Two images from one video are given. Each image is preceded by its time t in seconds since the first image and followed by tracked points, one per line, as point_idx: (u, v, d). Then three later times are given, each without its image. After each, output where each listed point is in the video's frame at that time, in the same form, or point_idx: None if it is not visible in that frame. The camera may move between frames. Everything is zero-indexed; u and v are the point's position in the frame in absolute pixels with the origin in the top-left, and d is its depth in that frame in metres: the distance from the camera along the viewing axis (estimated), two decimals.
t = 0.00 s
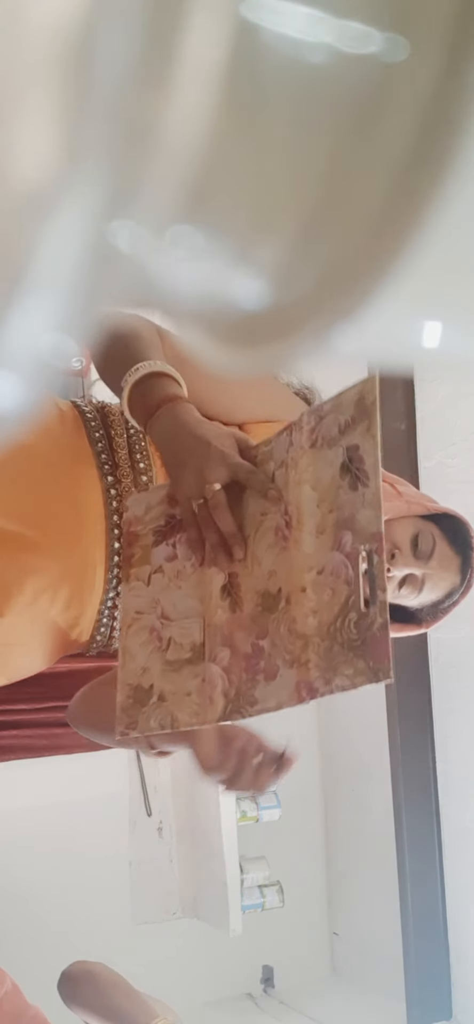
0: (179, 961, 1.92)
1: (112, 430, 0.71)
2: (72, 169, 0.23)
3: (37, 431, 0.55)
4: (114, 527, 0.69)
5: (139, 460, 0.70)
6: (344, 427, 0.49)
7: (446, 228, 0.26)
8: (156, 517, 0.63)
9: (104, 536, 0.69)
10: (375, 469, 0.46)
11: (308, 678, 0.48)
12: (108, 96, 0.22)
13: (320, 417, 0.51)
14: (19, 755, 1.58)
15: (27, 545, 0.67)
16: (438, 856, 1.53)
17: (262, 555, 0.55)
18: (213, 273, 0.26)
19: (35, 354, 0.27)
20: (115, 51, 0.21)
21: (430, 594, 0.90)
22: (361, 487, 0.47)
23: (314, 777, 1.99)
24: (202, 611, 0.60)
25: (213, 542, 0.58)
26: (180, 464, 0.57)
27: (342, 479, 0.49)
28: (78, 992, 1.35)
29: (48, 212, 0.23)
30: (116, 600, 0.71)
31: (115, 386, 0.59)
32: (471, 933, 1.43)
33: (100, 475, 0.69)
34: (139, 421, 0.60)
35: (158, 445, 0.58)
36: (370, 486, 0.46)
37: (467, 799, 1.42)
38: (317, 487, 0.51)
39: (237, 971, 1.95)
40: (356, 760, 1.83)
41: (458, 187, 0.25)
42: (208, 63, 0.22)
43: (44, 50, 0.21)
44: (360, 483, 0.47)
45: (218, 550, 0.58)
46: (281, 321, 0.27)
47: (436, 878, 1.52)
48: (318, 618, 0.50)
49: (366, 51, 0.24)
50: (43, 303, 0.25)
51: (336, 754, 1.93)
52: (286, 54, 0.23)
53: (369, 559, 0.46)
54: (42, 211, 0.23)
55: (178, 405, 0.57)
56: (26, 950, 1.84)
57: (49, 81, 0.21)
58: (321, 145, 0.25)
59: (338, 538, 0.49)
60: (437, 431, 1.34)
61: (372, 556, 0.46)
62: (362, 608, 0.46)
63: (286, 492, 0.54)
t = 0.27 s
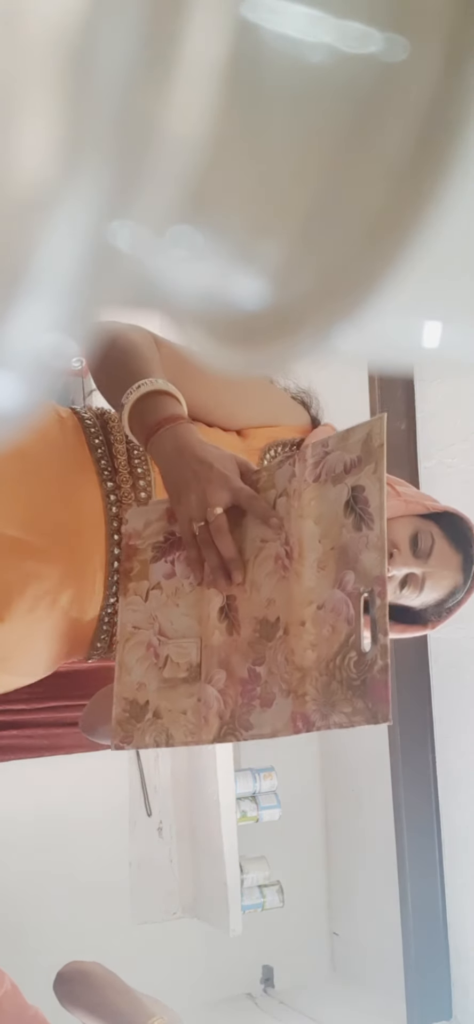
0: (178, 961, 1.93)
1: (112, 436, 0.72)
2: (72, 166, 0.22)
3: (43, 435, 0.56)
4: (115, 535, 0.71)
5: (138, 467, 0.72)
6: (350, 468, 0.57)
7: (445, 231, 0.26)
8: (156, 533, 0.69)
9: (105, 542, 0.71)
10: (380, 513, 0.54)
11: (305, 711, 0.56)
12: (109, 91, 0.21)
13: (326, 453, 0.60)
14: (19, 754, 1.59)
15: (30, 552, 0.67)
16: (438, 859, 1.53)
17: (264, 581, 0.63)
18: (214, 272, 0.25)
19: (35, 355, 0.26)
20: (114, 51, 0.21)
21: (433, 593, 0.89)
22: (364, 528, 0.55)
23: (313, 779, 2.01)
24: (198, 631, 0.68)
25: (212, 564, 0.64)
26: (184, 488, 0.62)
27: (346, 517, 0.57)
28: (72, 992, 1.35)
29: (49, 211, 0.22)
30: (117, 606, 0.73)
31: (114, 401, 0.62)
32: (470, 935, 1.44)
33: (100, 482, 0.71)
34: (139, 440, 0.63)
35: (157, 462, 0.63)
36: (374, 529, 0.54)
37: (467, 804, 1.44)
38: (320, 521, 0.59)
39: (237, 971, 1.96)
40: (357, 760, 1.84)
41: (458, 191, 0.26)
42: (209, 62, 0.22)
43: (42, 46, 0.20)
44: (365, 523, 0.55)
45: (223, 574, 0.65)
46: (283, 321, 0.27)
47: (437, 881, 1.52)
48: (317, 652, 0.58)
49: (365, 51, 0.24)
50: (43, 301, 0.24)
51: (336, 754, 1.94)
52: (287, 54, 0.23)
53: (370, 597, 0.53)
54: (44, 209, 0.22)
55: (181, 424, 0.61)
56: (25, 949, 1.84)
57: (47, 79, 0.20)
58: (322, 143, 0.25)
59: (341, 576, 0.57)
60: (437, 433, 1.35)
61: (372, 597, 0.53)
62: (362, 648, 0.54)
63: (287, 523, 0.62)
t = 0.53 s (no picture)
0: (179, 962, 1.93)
1: (110, 436, 0.72)
2: (72, 168, 0.22)
3: (43, 435, 0.56)
4: (113, 534, 0.71)
5: (136, 468, 0.72)
6: (348, 471, 0.58)
7: (444, 232, 0.26)
8: (153, 531, 0.68)
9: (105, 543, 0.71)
10: (377, 518, 0.55)
11: (297, 713, 0.57)
12: (109, 92, 0.21)
13: (324, 458, 0.60)
14: (19, 754, 1.59)
15: (30, 551, 0.67)
16: (438, 859, 1.53)
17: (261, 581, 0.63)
18: (214, 273, 0.25)
19: (37, 356, 0.26)
20: (114, 53, 0.21)
21: (434, 591, 0.89)
22: (361, 533, 0.56)
23: (313, 780, 2.02)
24: (192, 630, 0.67)
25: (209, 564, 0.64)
26: (182, 487, 0.62)
27: (343, 522, 0.58)
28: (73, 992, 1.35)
29: (49, 213, 0.22)
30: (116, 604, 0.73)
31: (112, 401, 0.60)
32: (471, 934, 1.44)
33: (99, 481, 0.71)
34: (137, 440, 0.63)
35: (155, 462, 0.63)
36: (371, 534, 0.55)
37: (467, 802, 1.43)
38: (317, 525, 0.60)
39: (237, 971, 1.96)
40: (358, 760, 1.84)
41: (456, 192, 0.26)
42: (209, 62, 0.22)
43: (41, 48, 0.20)
44: (361, 528, 0.56)
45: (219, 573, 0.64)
46: (282, 321, 0.27)
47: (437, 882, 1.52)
48: (310, 655, 0.58)
49: (365, 51, 0.24)
50: (44, 302, 0.24)
51: (336, 755, 1.94)
52: (286, 54, 0.23)
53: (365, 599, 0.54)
54: (44, 212, 0.22)
55: (179, 424, 0.61)
56: (25, 950, 1.84)
57: (46, 81, 0.20)
58: (320, 142, 0.25)
59: (335, 579, 0.58)
60: (437, 433, 1.35)
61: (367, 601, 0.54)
62: (355, 652, 0.55)
63: (284, 524, 0.62)
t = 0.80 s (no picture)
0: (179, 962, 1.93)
1: (110, 435, 0.72)
2: (72, 168, 0.22)
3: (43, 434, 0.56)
4: (113, 534, 0.71)
5: (136, 467, 0.72)
6: (347, 474, 0.58)
7: (445, 232, 0.26)
8: (151, 528, 0.68)
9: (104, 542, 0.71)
10: (375, 520, 0.55)
11: (294, 714, 0.58)
12: (109, 92, 0.21)
13: (323, 460, 0.61)
14: (19, 754, 1.59)
15: (31, 550, 0.67)
16: (438, 858, 1.53)
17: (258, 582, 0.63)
18: (213, 273, 0.25)
19: (37, 355, 0.26)
20: (114, 53, 0.21)
21: (434, 589, 0.89)
22: (359, 536, 0.56)
23: (313, 779, 2.02)
24: (190, 628, 0.67)
25: (207, 564, 0.65)
26: (181, 487, 0.62)
27: (341, 524, 0.58)
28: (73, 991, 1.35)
29: (50, 214, 0.22)
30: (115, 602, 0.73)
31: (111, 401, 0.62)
32: (471, 934, 1.45)
33: (99, 481, 0.71)
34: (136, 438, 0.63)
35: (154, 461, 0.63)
36: (369, 536, 0.55)
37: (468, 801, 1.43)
38: (316, 526, 0.60)
39: (237, 971, 1.96)
40: (358, 759, 1.84)
41: (456, 191, 0.25)
42: (210, 62, 0.22)
43: (42, 48, 0.20)
44: (359, 531, 0.56)
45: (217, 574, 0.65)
46: (281, 321, 0.27)
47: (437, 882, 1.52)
48: (307, 656, 0.58)
49: (366, 51, 0.24)
50: (44, 302, 0.24)
51: (336, 755, 1.94)
52: (284, 55, 0.23)
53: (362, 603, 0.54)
54: (44, 213, 0.22)
55: (178, 424, 0.61)
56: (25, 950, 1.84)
57: (47, 81, 0.20)
58: (320, 141, 0.25)
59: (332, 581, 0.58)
60: (437, 433, 1.35)
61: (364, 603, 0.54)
62: (352, 654, 0.55)
63: (283, 525, 0.62)
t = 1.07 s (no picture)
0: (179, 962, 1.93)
1: (110, 434, 0.72)
2: (71, 168, 0.22)
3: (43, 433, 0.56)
4: (113, 534, 0.71)
5: (136, 466, 0.72)
6: (350, 477, 0.58)
7: (445, 233, 0.26)
8: (151, 527, 0.68)
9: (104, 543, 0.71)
10: (380, 525, 0.55)
11: (296, 715, 0.58)
12: (108, 93, 0.21)
13: (327, 463, 0.60)
14: (19, 753, 1.59)
15: (30, 550, 0.67)
16: (438, 858, 1.53)
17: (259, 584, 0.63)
18: (212, 273, 0.25)
19: (38, 356, 0.26)
20: (113, 52, 0.21)
21: (434, 588, 0.89)
22: (363, 540, 0.57)
23: (314, 779, 2.03)
24: (191, 628, 0.67)
25: (209, 565, 0.65)
26: (183, 488, 0.62)
27: (344, 528, 0.58)
28: (72, 990, 1.36)
29: (49, 214, 0.22)
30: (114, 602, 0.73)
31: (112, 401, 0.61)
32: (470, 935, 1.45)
33: (99, 480, 0.71)
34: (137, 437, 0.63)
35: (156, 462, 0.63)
36: (372, 540, 0.55)
37: (468, 802, 1.43)
38: (318, 530, 0.61)
39: (237, 971, 1.96)
40: (359, 759, 1.85)
41: (457, 192, 0.26)
42: (209, 63, 0.22)
43: (42, 48, 0.20)
44: (363, 535, 0.56)
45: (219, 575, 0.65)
46: (281, 322, 0.27)
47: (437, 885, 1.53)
48: (310, 657, 0.59)
49: (365, 51, 0.24)
50: (44, 302, 0.24)
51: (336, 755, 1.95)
52: (285, 55, 0.23)
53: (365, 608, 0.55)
54: (44, 213, 0.22)
55: (180, 425, 0.61)
56: (24, 951, 1.83)
57: (46, 80, 0.20)
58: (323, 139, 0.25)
59: (335, 583, 0.58)
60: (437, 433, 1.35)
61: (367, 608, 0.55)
62: (355, 656, 0.55)
63: (285, 527, 0.62)
